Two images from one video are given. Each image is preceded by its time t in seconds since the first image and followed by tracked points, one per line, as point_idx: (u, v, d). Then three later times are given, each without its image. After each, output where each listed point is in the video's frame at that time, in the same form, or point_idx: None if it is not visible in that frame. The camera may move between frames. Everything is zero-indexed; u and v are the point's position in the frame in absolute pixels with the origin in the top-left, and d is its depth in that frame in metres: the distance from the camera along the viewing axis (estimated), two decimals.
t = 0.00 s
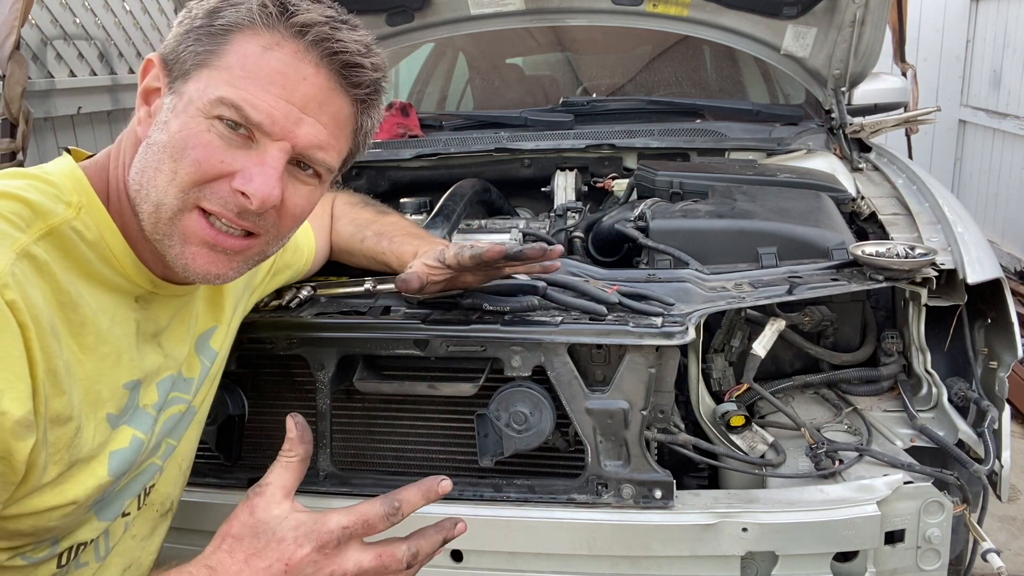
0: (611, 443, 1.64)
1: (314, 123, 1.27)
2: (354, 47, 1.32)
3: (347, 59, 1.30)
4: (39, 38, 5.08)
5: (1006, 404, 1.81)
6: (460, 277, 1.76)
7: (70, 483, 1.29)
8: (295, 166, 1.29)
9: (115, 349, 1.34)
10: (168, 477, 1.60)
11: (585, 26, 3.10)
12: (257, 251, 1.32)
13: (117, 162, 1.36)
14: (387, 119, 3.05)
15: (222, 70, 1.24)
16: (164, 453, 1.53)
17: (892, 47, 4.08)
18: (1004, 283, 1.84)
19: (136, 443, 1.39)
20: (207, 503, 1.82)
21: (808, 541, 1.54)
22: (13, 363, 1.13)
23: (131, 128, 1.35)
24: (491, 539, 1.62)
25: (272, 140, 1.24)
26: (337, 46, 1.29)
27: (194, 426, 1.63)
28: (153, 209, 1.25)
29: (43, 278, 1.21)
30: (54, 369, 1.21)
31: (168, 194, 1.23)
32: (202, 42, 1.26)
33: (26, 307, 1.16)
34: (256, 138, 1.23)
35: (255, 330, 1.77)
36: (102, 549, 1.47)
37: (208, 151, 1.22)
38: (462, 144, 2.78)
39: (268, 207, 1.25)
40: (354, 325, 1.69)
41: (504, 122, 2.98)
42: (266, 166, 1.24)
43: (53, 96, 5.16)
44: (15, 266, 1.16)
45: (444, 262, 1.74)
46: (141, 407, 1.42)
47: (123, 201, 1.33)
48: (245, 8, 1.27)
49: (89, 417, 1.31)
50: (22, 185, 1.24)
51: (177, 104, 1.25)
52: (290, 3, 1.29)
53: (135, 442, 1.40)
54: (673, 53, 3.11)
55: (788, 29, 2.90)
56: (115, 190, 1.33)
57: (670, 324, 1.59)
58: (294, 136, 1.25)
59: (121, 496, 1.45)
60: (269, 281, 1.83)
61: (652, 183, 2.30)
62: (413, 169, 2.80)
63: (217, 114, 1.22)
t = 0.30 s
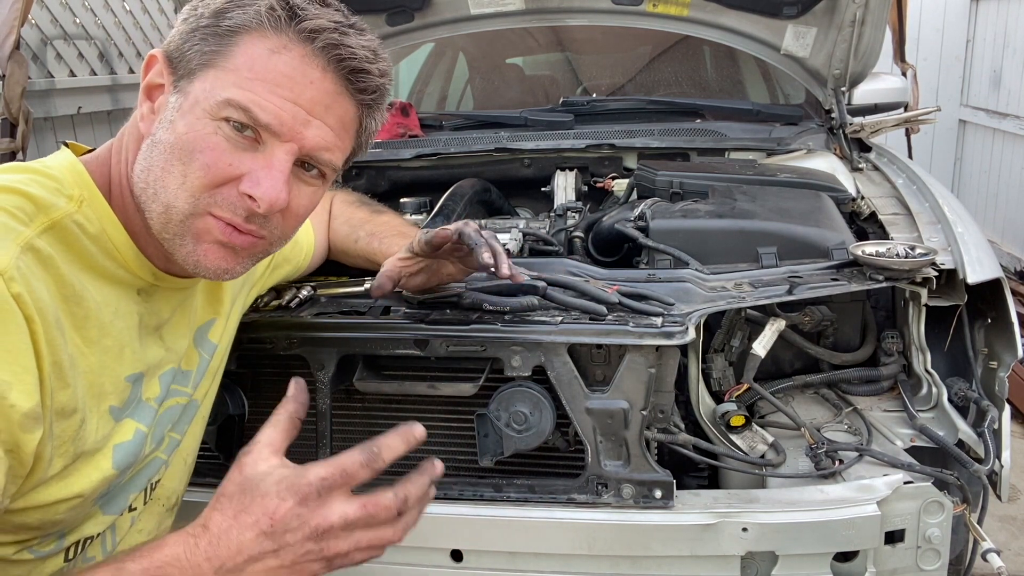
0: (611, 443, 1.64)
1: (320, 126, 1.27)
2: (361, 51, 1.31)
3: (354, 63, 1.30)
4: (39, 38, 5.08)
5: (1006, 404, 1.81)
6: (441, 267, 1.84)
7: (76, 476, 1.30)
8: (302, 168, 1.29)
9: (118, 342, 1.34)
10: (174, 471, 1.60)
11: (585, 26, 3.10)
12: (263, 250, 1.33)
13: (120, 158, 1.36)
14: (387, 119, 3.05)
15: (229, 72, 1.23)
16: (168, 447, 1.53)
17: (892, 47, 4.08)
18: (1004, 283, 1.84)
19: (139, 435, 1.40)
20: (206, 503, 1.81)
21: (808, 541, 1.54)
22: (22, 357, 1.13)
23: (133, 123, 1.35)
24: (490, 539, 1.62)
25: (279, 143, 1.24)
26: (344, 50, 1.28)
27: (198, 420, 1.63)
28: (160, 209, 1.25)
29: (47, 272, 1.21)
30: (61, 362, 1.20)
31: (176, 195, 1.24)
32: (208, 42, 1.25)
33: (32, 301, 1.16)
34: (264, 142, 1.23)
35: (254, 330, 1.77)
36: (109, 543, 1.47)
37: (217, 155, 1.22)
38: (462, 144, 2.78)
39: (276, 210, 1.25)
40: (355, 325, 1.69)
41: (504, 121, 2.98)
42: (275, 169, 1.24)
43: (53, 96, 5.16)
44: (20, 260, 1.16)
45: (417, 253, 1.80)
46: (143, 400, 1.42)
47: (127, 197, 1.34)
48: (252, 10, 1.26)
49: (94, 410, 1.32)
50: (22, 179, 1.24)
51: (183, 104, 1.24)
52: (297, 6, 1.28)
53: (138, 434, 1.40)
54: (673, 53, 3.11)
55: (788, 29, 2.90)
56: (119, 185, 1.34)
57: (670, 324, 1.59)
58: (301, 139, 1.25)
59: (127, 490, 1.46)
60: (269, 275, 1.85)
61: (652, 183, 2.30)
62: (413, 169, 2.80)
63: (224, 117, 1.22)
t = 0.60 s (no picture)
0: (611, 443, 1.64)
1: (315, 137, 1.26)
2: (356, 64, 1.28)
3: (349, 74, 1.27)
4: (39, 38, 5.08)
5: (1006, 404, 1.81)
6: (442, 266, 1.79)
7: (83, 474, 1.30)
8: (297, 178, 1.29)
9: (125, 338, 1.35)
10: (178, 470, 1.60)
11: (585, 26, 3.10)
12: (261, 254, 1.35)
13: (111, 157, 1.35)
14: (387, 119, 3.05)
15: (220, 83, 1.20)
16: (172, 446, 1.53)
17: (892, 47, 4.08)
18: (1004, 283, 1.84)
19: (147, 434, 1.41)
20: (206, 503, 1.81)
21: (808, 541, 1.54)
22: (45, 348, 1.14)
23: (123, 120, 1.35)
24: (491, 539, 1.62)
25: (275, 158, 1.23)
26: (339, 64, 1.25)
27: (202, 420, 1.63)
28: (152, 217, 1.26)
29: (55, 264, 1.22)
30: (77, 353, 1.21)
31: (169, 206, 1.24)
32: (198, 51, 1.21)
33: (51, 292, 1.17)
34: (258, 157, 1.23)
35: (254, 330, 1.77)
36: (115, 542, 1.47)
37: (209, 170, 1.21)
38: (462, 144, 2.79)
39: (274, 224, 1.26)
40: (354, 324, 1.69)
41: (504, 122, 2.98)
42: (271, 184, 1.24)
43: (54, 96, 5.15)
44: (34, 252, 1.17)
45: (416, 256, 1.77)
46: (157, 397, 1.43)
47: (119, 196, 1.34)
48: (243, 19, 1.21)
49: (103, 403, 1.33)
50: (20, 173, 1.22)
51: (173, 114, 1.21)
52: (290, 15, 1.22)
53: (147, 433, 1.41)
54: (673, 53, 3.11)
55: (788, 29, 2.90)
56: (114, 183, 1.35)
57: (670, 324, 1.59)
58: (295, 154, 1.25)
59: (132, 488, 1.46)
60: (265, 274, 1.84)
61: (652, 183, 2.30)
62: (413, 170, 2.81)
63: (217, 131, 1.20)
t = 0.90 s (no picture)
0: (611, 443, 1.64)
1: (340, 156, 1.27)
2: (381, 87, 1.29)
3: (375, 98, 1.27)
4: (39, 38, 5.09)
5: (1006, 404, 1.81)
6: (451, 266, 1.82)
7: (98, 476, 1.32)
8: (319, 195, 1.30)
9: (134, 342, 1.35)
10: (180, 469, 1.60)
11: (585, 26, 3.10)
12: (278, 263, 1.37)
13: (127, 166, 1.35)
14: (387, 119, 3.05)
15: (250, 104, 1.19)
16: (174, 446, 1.53)
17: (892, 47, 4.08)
18: (1004, 283, 1.84)
19: (155, 437, 1.42)
20: (206, 504, 1.81)
21: (808, 541, 1.54)
22: (61, 359, 1.14)
23: (136, 125, 1.33)
24: (490, 539, 1.62)
25: (302, 176, 1.24)
26: (367, 89, 1.26)
27: (203, 419, 1.64)
28: (173, 227, 1.26)
29: (70, 275, 1.22)
30: (90, 362, 1.22)
31: (193, 218, 1.24)
32: (226, 71, 1.19)
33: (67, 304, 1.17)
34: (285, 175, 1.23)
35: (254, 330, 1.77)
36: (119, 541, 1.48)
37: (236, 187, 1.21)
38: (462, 144, 2.78)
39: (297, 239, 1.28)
40: (354, 325, 1.69)
41: (504, 122, 2.98)
42: (297, 202, 1.24)
43: (53, 96, 5.15)
44: (49, 263, 1.17)
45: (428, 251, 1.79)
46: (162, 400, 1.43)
47: (133, 203, 1.34)
48: (274, 42, 1.19)
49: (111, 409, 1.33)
50: (34, 182, 1.23)
51: (199, 132, 1.20)
52: (322, 41, 1.22)
53: (155, 435, 1.42)
54: (673, 53, 3.11)
55: (788, 29, 2.90)
56: (130, 191, 1.34)
57: (670, 324, 1.59)
58: (320, 174, 1.25)
59: (136, 488, 1.45)
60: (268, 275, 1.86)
61: (652, 183, 2.30)
62: (413, 170, 2.81)
63: (246, 150, 1.20)
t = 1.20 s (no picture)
0: (611, 443, 1.64)
1: (362, 138, 1.32)
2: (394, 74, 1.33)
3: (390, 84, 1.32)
4: (39, 37, 5.08)
5: (1006, 404, 1.81)
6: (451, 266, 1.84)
7: (99, 474, 1.32)
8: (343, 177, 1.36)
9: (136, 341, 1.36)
10: (184, 466, 1.60)
11: (585, 26, 3.10)
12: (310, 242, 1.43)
13: (131, 168, 1.32)
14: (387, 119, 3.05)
15: (281, 107, 1.21)
16: (178, 442, 1.52)
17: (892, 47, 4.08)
18: (1004, 283, 1.84)
19: (155, 432, 1.42)
20: (207, 504, 1.81)
21: (808, 541, 1.54)
22: (60, 365, 1.14)
23: (140, 126, 1.30)
24: (490, 539, 1.62)
25: (333, 164, 1.29)
26: (382, 77, 1.30)
27: (207, 415, 1.64)
28: (217, 230, 1.29)
29: (73, 279, 1.22)
30: (91, 365, 1.22)
31: (239, 220, 1.28)
32: (253, 77, 1.19)
33: (68, 309, 1.17)
34: (320, 166, 1.28)
35: (254, 330, 1.77)
36: (126, 538, 1.48)
37: (278, 186, 1.25)
38: (462, 144, 2.78)
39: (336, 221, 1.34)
40: (354, 324, 1.69)
41: (504, 122, 2.98)
42: (335, 188, 1.31)
43: (53, 96, 5.15)
44: (52, 269, 1.17)
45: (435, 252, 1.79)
46: (159, 395, 1.44)
47: (152, 207, 1.34)
48: (298, 43, 1.20)
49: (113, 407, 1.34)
50: (35, 184, 1.22)
51: (231, 138, 1.21)
52: (341, 35, 1.24)
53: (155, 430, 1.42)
54: (673, 53, 3.11)
55: (788, 29, 2.90)
56: (147, 196, 1.33)
57: (670, 324, 1.59)
58: (349, 158, 1.30)
59: (139, 485, 1.46)
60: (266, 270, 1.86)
61: (652, 183, 2.30)
62: (413, 170, 2.81)
63: (282, 151, 1.23)
